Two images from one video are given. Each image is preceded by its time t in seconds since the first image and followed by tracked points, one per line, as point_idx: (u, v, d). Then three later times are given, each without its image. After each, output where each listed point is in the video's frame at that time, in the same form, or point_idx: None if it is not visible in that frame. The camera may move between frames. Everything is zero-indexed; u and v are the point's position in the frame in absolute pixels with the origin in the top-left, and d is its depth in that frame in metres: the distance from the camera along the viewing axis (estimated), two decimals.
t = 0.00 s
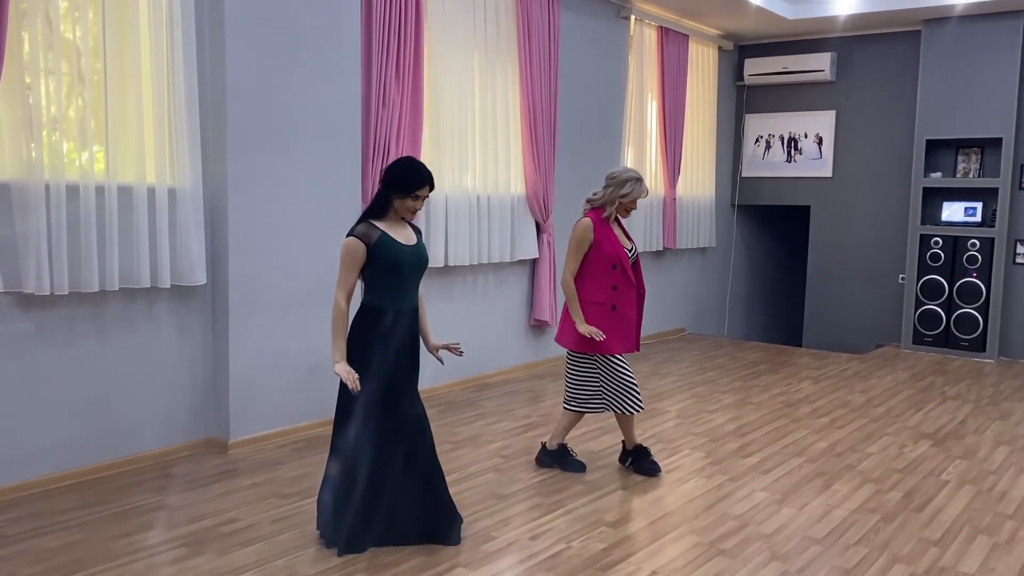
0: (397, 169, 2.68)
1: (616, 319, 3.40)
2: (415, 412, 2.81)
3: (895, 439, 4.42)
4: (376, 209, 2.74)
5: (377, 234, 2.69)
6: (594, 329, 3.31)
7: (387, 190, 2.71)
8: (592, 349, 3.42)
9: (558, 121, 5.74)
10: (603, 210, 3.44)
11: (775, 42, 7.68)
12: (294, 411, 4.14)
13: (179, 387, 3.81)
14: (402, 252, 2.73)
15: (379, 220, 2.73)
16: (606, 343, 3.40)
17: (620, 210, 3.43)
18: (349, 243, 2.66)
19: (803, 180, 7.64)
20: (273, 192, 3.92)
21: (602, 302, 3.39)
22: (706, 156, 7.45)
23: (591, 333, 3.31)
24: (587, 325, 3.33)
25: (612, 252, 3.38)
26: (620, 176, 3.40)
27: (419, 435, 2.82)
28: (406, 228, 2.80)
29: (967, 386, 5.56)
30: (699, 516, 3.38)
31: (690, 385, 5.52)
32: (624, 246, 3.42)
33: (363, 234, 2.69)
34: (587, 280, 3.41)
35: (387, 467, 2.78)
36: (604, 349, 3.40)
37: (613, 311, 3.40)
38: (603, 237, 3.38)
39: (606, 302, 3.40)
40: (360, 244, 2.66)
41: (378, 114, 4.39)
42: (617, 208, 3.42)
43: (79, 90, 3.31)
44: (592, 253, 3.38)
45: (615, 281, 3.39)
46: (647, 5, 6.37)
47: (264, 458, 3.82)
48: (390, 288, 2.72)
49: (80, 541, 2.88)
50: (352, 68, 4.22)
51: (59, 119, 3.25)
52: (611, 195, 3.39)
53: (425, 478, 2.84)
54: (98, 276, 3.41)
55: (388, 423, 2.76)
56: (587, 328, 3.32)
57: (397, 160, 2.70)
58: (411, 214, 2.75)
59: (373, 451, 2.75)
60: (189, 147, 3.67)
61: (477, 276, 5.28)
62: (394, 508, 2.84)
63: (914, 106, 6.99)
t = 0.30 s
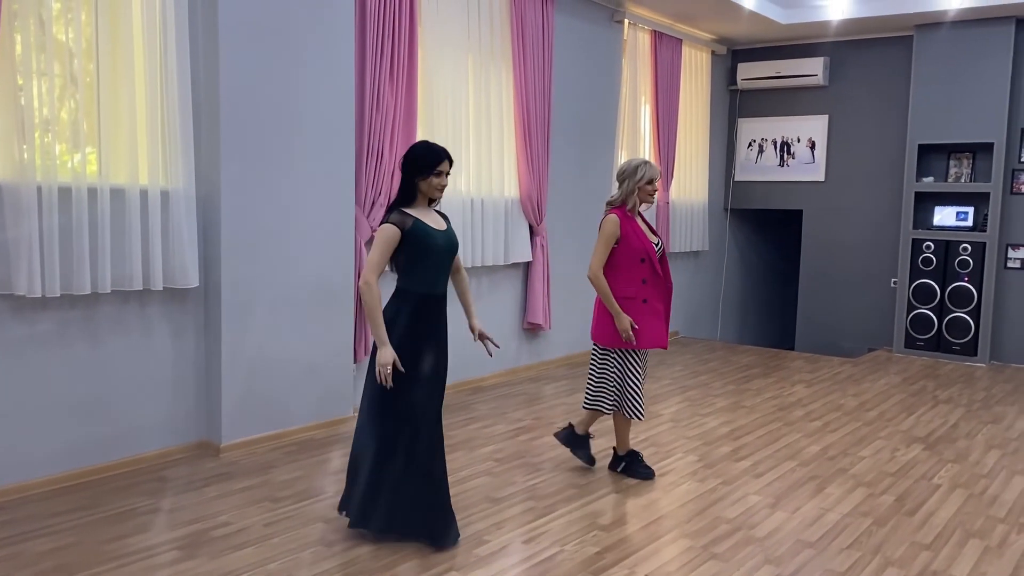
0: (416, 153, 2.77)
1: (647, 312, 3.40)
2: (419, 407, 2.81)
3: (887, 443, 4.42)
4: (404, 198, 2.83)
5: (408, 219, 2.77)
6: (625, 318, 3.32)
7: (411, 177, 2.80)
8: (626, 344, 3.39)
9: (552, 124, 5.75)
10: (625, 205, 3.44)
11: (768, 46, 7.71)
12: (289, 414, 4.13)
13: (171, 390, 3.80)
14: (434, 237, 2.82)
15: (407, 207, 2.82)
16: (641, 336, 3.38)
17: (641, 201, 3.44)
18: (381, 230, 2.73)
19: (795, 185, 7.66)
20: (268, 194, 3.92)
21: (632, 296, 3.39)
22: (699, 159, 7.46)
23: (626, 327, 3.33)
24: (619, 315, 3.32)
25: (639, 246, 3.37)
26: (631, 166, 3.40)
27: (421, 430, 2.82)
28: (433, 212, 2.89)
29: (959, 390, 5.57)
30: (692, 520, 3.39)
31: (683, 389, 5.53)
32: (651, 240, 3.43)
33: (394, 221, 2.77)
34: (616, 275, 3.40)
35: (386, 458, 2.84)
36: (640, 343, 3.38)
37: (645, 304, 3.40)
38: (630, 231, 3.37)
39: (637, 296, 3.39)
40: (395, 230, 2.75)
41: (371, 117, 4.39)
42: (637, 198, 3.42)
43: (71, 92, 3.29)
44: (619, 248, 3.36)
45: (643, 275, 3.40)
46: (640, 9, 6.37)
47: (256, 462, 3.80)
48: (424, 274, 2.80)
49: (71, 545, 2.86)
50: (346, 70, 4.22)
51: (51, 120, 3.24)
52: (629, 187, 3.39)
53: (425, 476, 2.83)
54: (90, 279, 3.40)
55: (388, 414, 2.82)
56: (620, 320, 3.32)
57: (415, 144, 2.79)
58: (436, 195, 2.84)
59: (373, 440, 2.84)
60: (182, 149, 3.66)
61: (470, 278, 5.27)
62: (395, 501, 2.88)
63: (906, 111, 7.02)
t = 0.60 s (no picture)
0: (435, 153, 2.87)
1: (662, 308, 3.47)
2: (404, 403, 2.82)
3: (879, 447, 4.43)
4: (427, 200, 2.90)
5: (434, 216, 2.83)
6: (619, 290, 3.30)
7: (429, 176, 2.88)
8: (641, 339, 3.46)
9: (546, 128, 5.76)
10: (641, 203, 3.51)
11: (761, 51, 7.73)
12: (281, 417, 4.11)
13: (163, 394, 3.78)
14: (459, 234, 2.88)
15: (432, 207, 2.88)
16: (656, 332, 3.46)
17: (655, 196, 3.50)
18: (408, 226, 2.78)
19: (788, 189, 7.68)
20: (261, 197, 3.91)
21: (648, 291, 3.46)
22: (693, 163, 7.48)
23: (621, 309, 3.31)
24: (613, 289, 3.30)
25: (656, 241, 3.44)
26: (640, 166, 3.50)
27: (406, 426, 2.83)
28: (456, 211, 2.95)
29: (951, 394, 5.59)
30: (685, 523, 3.39)
31: (676, 392, 5.53)
32: (667, 237, 3.48)
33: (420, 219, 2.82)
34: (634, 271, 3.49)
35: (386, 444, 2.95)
36: (655, 338, 3.47)
37: (660, 301, 3.47)
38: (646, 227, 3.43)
39: (652, 293, 3.46)
40: (421, 225, 2.80)
41: (365, 120, 4.39)
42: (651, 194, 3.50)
43: (64, 95, 3.28)
44: (636, 244, 3.43)
45: (659, 270, 3.46)
46: (634, 13, 6.39)
47: (249, 465, 3.79)
48: (449, 269, 2.85)
49: (62, 549, 2.85)
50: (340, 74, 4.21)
51: (43, 122, 3.23)
52: (641, 182, 3.48)
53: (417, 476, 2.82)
54: (82, 282, 3.39)
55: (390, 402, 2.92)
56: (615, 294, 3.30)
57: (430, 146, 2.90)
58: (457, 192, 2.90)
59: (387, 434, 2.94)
60: (175, 152, 3.65)
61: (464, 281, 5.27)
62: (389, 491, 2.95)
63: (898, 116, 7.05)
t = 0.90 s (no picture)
0: (465, 158, 2.89)
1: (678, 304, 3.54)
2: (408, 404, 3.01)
3: (872, 449, 4.44)
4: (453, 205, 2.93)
5: (464, 222, 2.87)
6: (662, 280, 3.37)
7: (457, 182, 2.91)
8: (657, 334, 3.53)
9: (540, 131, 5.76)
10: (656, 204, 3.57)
11: (755, 54, 7.75)
12: (273, 420, 4.09)
13: (155, 397, 3.76)
14: (483, 239, 2.91)
15: (459, 212, 2.91)
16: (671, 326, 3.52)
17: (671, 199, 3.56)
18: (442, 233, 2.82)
19: (782, 192, 7.69)
20: (254, 200, 3.90)
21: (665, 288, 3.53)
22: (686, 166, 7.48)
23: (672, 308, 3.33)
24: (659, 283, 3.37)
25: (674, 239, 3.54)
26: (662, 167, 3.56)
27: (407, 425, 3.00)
28: (482, 216, 2.98)
29: (943, 396, 5.60)
30: (678, 526, 3.39)
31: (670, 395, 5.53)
32: (683, 237, 3.59)
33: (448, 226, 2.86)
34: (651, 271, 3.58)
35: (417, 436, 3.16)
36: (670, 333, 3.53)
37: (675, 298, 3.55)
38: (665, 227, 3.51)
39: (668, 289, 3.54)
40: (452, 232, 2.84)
41: (358, 122, 4.38)
42: (667, 197, 3.55)
43: (56, 96, 3.26)
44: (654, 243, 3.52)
45: (676, 269, 3.55)
46: (628, 16, 6.39)
47: (241, 468, 3.78)
48: (475, 276, 2.88)
49: (53, 553, 2.83)
50: (333, 76, 4.20)
51: (35, 124, 3.21)
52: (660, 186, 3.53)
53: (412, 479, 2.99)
54: (74, 284, 3.37)
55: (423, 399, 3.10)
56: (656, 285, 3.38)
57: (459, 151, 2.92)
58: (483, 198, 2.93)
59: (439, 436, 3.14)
60: (168, 153, 3.64)
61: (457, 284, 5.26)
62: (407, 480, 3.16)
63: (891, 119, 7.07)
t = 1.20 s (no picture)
0: (496, 176, 3.01)
1: (692, 312, 3.73)
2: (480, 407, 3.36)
3: (864, 450, 4.45)
4: (474, 217, 3.08)
5: (488, 237, 3.05)
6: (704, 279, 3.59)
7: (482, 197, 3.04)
8: (671, 340, 3.72)
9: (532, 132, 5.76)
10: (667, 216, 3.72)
11: (746, 56, 7.77)
12: (264, 422, 4.08)
13: (146, 399, 3.75)
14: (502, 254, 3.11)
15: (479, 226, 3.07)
16: (684, 334, 3.72)
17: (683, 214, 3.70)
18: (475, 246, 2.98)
19: (773, 193, 7.72)
20: (247, 201, 3.90)
21: (681, 295, 3.72)
22: (678, 168, 7.50)
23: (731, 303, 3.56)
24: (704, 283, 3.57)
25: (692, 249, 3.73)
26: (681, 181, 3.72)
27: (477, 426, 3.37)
28: (497, 229, 3.16)
29: (934, 397, 5.62)
30: (670, 527, 3.39)
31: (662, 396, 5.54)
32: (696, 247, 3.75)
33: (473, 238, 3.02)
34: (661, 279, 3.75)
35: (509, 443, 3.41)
36: (684, 340, 3.72)
37: (689, 305, 3.73)
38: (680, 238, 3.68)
39: (682, 298, 3.72)
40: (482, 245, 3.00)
41: (351, 124, 4.38)
42: (679, 211, 3.71)
43: (46, 97, 3.25)
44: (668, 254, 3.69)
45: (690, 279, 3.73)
46: (620, 18, 6.40)
47: (233, 470, 3.76)
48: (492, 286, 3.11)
49: (43, 556, 2.81)
50: (326, 77, 4.20)
51: (26, 125, 3.20)
52: (673, 201, 3.69)
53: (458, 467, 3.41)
54: (64, 286, 3.35)
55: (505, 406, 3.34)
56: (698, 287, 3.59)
57: (490, 167, 3.03)
58: (503, 215, 3.09)
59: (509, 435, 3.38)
60: (159, 154, 3.63)
61: (449, 285, 5.25)
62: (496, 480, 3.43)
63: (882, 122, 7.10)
